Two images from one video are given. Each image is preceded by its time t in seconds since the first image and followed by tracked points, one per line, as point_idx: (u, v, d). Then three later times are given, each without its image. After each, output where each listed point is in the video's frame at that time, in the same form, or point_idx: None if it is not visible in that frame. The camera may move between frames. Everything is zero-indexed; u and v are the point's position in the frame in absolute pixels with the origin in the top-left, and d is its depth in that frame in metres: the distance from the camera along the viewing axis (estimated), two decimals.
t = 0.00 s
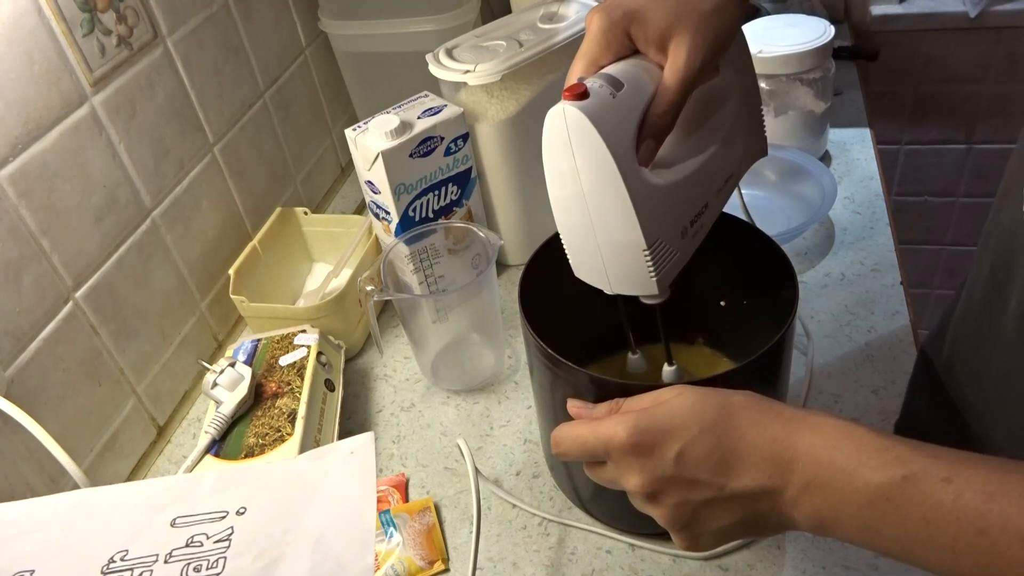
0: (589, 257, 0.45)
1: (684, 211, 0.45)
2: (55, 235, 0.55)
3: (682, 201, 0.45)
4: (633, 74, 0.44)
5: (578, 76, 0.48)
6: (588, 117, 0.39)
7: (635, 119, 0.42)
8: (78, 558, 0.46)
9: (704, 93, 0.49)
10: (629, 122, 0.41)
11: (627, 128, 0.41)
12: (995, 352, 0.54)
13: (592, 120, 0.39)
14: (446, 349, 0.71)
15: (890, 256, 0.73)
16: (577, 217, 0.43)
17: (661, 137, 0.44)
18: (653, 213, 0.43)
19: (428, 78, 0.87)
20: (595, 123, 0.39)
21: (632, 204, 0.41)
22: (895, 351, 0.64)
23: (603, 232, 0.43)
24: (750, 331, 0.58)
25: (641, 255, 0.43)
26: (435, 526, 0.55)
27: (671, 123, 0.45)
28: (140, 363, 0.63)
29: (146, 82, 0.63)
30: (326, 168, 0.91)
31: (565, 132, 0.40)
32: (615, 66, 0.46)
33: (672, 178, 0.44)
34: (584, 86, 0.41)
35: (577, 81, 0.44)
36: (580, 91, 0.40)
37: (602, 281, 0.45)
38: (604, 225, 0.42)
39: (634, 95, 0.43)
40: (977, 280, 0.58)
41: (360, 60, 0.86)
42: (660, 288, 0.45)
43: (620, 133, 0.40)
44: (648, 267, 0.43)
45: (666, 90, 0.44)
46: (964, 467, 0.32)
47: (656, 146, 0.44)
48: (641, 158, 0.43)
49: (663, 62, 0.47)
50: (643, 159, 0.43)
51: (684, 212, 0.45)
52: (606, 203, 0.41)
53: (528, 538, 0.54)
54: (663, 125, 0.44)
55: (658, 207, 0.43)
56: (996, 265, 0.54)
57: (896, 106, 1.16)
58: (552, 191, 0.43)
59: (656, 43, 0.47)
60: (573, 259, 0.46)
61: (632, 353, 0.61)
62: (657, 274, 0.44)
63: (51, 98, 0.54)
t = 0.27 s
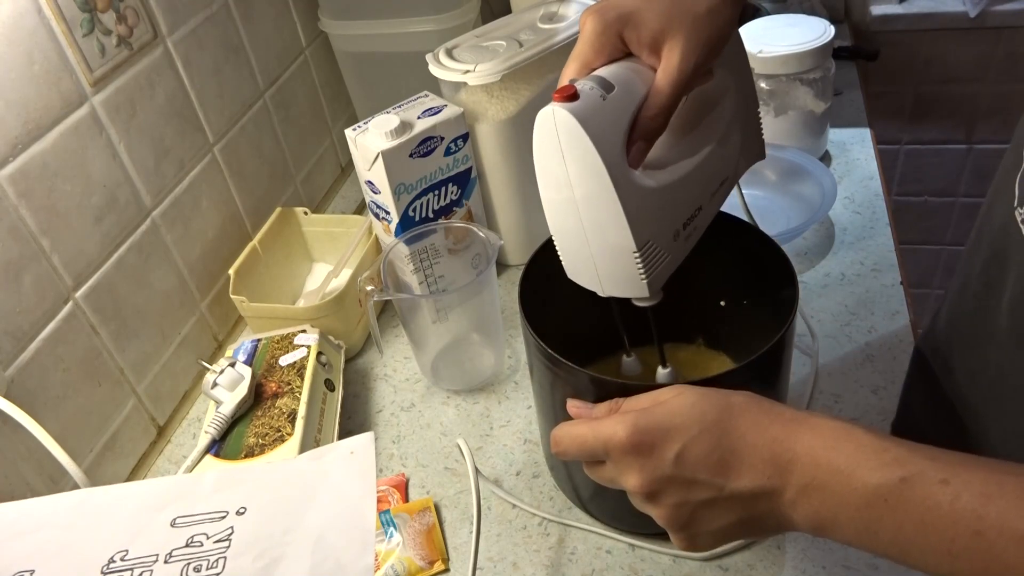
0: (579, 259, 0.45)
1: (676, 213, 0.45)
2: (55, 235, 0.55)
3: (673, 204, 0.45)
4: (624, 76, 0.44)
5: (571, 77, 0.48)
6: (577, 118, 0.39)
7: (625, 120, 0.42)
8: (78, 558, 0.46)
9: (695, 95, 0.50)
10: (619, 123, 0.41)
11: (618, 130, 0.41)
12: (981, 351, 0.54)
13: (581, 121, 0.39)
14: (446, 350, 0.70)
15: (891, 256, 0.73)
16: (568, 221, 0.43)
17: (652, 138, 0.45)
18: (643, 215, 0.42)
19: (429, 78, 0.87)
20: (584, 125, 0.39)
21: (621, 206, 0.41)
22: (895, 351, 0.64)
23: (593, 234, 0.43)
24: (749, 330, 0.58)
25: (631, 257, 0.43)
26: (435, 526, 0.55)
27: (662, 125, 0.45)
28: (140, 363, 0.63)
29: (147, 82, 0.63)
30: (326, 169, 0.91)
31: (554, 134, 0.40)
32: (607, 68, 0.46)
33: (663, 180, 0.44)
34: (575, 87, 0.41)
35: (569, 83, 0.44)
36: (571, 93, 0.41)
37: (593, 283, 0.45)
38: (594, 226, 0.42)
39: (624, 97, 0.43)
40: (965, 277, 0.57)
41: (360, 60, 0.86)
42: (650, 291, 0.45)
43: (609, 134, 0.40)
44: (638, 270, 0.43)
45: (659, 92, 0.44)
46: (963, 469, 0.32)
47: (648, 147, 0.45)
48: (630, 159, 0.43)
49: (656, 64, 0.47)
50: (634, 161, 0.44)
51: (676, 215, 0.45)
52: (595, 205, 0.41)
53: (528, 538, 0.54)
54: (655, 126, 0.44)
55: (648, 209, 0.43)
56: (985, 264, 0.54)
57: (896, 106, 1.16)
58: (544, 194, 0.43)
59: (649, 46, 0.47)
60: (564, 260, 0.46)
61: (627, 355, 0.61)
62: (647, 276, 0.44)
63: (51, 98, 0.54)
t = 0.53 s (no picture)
0: (590, 264, 0.45)
1: (687, 221, 0.45)
2: (55, 235, 0.55)
3: (686, 211, 0.45)
4: (641, 81, 0.44)
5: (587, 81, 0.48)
6: (596, 123, 0.39)
7: (643, 126, 0.42)
8: (78, 558, 0.46)
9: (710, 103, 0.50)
10: (636, 129, 0.41)
11: (637, 134, 0.41)
12: (973, 344, 0.54)
13: (599, 126, 0.39)
14: (446, 350, 0.70)
15: (891, 255, 0.73)
16: (580, 224, 0.43)
17: (669, 142, 0.45)
18: (656, 223, 0.42)
19: (428, 78, 0.87)
20: (601, 129, 0.39)
21: (636, 213, 0.41)
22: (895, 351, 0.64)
23: (606, 240, 0.43)
24: (750, 330, 0.58)
25: (642, 265, 0.43)
26: (435, 526, 0.55)
27: (681, 129, 0.45)
28: (140, 362, 0.63)
29: (147, 82, 0.63)
30: (326, 168, 0.91)
31: (571, 137, 0.40)
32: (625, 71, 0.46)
33: (677, 187, 0.44)
34: (593, 92, 0.41)
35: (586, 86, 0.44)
36: (588, 98, 0.41)
37: (602, 289, 0.45)
38: (607, 231, 0.42)
39: (642, 102, 0.43)
40: (950, 268, 0.58)
41: (360, 60, 0.86)
42: (660, 299, 0.45)
43: (627, 140, 0.40)
44: (649, 277, 0.43)
45: (676, 96, 0.44)
46: (963, 466, 0.32)
47: (664, 152, 0.45)
48: (647, 163, 0.44)
49: (674, 69, 0.47)
50: (652, 164, 0.44)
51: (688, 223, 0.45)
52: (609, 211, 0.41)
53: (528, 538, 0.54)
54: (672, 131, 0.44)
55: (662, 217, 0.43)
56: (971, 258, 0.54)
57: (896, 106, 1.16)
58: (557, 199, 0.43)
59: (669, 51, 0.47)
60: (574, 264, 0.46)
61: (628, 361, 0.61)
62: (657, 284, 0.44)
63: (51, 98, 0.54)
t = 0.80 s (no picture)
0: (567, 282, 0.44)
1: (667, 238, 0.45)
2: (55, 234, 0.55)
3: (665, 228, 0.45)
4: (626, 98, 0.44)
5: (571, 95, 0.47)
6: (581, 140, 0.39)
7: (628, 144, 0.42)
8: (79, 558, 0.46)
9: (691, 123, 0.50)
10: (621, 146, 0.41)
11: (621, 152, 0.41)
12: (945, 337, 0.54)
13: (584, 144, 0.39)
14: (446, 349, 0.70)
15: (891, 255, 0.73)
16: (560, 243, 0.43)
17: (651, 160, 0.45)
18: (637, 242, 0.42)
19: (428, 78, 0.87)
20: (587, 147, 0.39)
21: (618, 232, 0.41)
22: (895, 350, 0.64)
23: (586, 259, 0.42)
24: (750, 330, 0.58)
25: (621, 284, 0.43)
26: (435, 526, 0.55)
27: (663, 148, 0.45)
28: (141, 362, 0.63)
29: (147, 82, 0.63)
30: (326, 168, 0.91)
31: (556, 154, 0.40)
32: (609, 87, 0.45)
33: (658, 206, 0.44)
34: (578, 107, 0.41)
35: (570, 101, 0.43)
36: (573, 113, 0.40)
37: (579, 306, 0.45)
38: (587, 250, 0.42)
39: (627, 119, 0.43)
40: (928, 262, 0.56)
41: (360, 60, 0.86)
42: (638, 319, 0.45)
43: (611, 158, 0.40)
44: (628, 297, 0.43)
45: (661, 114, 0.45)
46: (964, 460, 0.32)
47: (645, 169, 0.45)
48: (630, 182, 0.44)
49: (660, 87, 0.47)
50: (633, 183, 0.45)
51: (667, 242, 0.46)
52: (590, 230, 0.41)
53: (528, 538, 0.54)
54: (655, 149, 0.45)
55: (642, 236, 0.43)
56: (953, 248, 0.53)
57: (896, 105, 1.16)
58: (537, 215, 0.43)
59: (655, 69, 0.47)
60: (550, 282, 0.45)
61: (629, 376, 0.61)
62: (636, 304, 0.44)
63: (52, 98, 0.54)
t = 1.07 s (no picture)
0: (557, 268, 0.44)
1: (656, 224, 0.46)
2: (55, 234, 0.55)
3: (655, 213, 0.45)
4: (614, 86, 0.44)
5: (560, 84, 0.47)
6: (570, 128, 0.39)
7: (616, 132, 0.42)
8: (79, 557, 0.46)
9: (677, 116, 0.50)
10: (608, 134, 0.41)
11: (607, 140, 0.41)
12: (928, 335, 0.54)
13: (572, 131, 0.39)
14: (446, 349, 0.70)
15: (891, 255, 0.73)
16: (549, 230, 0.43)
17: (639, 149, 0.45)
18: (626, 228, 0.42)
19: (428, 78, 0.87)
20: (575, 134, 0.39)
21: (606, 219, 0.41)
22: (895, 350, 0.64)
23: (574, 245, 0.42)
24: (751, 329, 0.58)
25: (610, 270, 0.43)
26: (435, 526, 0.55)
27: (650, 137, 0.45)
28: (141, 362, 0.63)
29: (146, 82, 0.63)
30: (326, 168, 0.91)
31: (545, 142, 0.40)
32: (597, 75, 0.46)
33: (647, 193, 0.44)
34: (566, 97, 0.41)
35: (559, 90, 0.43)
36: (563, 103, 0.40)
37: (568, 292, 0.45)
38: (576, 236, 0.42)
39: (615, 107, 0.43)
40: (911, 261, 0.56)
41: (360, 60, 0.86)
42: (627, 304, 0.45)
43: (599, 146, 0.40)
44: (616, 282, 0.43)
45: (649, 102, 0.45)
46: (963, 457, 0.32)
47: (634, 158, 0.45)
48: (618, 170, 0.44)
49: (648, 76, 0.47)
50: (621, 171, 0.44)
51: (656, 228, 0.46)
52: (578, 217, 0.41)
53: (528, 538, 0.54)
54: (643, 138, 0.45)
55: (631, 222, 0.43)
56: (934, 251, 0.52)
57: (897, 105, 1.16)
58: (526, 203, 0.43)
59: (643, 59, 0.47)
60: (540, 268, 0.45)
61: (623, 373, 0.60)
62: (624, 289, 0.44)
63: (52, 98, 0.54)
